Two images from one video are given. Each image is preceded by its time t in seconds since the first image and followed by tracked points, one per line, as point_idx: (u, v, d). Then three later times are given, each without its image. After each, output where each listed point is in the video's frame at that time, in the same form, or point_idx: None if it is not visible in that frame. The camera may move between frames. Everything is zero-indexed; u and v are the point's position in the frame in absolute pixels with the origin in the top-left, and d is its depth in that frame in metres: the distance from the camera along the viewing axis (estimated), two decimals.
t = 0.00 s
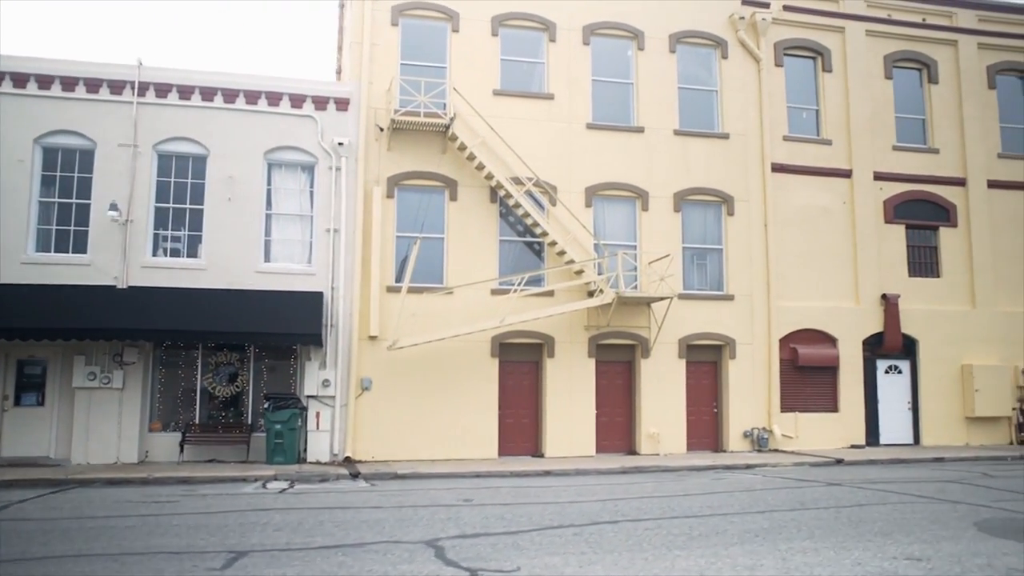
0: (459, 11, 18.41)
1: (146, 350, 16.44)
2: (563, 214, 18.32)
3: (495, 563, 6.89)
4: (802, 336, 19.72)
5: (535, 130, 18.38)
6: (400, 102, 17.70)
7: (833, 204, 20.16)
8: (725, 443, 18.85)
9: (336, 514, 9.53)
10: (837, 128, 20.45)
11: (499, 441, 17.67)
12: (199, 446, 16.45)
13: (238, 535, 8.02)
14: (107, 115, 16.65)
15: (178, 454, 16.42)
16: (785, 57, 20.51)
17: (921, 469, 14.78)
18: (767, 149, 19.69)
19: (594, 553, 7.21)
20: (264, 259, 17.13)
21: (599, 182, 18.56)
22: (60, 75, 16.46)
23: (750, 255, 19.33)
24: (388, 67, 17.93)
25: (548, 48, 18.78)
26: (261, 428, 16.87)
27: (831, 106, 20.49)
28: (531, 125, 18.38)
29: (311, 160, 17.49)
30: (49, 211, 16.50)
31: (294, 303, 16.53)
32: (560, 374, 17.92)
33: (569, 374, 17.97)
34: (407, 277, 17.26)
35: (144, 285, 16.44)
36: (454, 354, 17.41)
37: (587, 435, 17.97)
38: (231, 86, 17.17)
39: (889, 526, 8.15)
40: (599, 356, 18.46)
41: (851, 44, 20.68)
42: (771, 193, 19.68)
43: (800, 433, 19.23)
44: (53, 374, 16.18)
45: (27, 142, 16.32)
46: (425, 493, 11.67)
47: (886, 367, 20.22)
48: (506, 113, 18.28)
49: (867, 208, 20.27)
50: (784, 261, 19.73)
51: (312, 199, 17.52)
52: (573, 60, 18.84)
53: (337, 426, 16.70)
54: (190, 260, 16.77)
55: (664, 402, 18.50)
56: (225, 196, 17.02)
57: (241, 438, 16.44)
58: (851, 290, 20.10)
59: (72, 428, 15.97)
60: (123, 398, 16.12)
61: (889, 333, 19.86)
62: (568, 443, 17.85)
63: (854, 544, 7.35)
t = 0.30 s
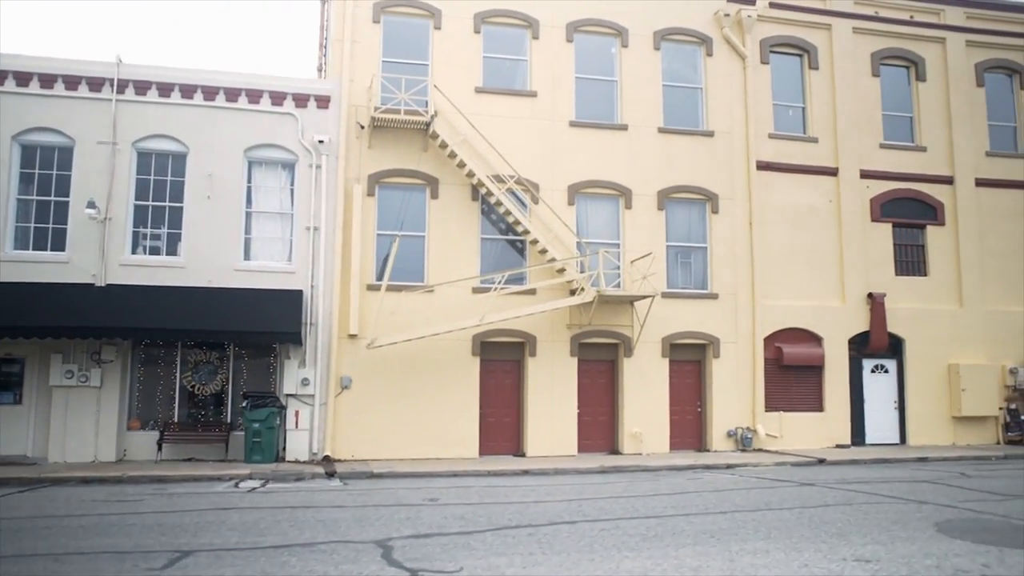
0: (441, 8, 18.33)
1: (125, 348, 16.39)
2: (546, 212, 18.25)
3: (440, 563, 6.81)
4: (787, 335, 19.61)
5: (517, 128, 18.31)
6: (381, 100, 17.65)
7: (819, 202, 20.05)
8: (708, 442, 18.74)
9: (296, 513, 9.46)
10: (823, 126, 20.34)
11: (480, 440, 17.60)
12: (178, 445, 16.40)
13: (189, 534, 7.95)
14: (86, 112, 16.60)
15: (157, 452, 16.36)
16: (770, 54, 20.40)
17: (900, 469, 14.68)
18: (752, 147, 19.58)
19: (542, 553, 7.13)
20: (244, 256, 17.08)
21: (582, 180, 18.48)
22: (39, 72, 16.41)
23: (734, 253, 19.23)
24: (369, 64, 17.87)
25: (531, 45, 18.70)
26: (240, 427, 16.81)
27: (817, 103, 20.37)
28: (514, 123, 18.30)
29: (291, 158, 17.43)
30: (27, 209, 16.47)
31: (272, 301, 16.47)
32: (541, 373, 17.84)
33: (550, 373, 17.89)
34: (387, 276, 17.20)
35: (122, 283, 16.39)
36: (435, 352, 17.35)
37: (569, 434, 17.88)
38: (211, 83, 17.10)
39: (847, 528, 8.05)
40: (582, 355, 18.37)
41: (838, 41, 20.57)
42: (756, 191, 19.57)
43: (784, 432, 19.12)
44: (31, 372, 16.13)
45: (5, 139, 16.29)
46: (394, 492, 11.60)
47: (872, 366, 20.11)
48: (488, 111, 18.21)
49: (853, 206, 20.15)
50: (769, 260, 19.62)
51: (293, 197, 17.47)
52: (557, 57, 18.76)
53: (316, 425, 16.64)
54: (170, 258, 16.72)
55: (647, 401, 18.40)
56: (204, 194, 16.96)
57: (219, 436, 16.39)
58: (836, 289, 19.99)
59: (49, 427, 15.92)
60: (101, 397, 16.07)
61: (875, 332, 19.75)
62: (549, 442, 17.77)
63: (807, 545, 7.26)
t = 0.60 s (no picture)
0: (426, 6, 18.26)
1: (106, 346, 16.34)
2: (530, 210, 18.17)
3: (391, 564, 6.74)
4: (774, 334, 19.50)
5: (502, 126, 18.24)
6: (364, 98, 17.59)
7: (806, 200, 19.95)
8: (694, 442, 18.64)
9: (262, 512, 9.39)
10: (811, 123, 20.23)
11: (463, 439, 17.53)
12: (159, 444, 16.34)
13: (147, 534, 7.88)
14: (68, 109, 16.54)
15: (138, 450, 16.31)
16: (758, 52, 20.30)
17: (882, 469, 14.58)
18: (739, 144, 19.47)
19: (499, 554, 7.05)
20: (226, 254, 17.01)
21: (567, 177, 18.40)
22: (21, 70, 16.36)
23: (721, 251, 19.13)
24: (353, 62, 17.79)
25: (516, 43, 18.62)
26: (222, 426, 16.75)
27: (805, 101, 20.27)
28: (498, 120, 18.24)
29: (274, 156, 17.37)
30: (9, 207, 16.42)
31: (254, 299, 16.41)
32: (525, 372, 17.76)
33: (535, 372, 17.81)
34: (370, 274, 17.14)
35: (103, 281, 16.33)
36: (418, 351, 17.29)
37: (553, 433, 17.81)
38: (193, 81, 17.03)
39: (811, 529, 7.96)
40: (567, 354, 18.29)
41: (826, 39, 20.47)
42: (743, 189, 19.47)
43: (771, 432, 19.02)
44: (12, 371, 16.08)
45: None
46: (367, 492, 11.53)
47: (860, 365, 20.01)
48: (473, 109, 18.15)
49: (842, 204, 20.05)
50: (756, 258, 19.51)
51: (276, 195, 17.41)
52: (542, 55, 18.69)
53: (299, 424, 16.59)
54: (151, 257, 16.66)
55: (632, 401, 18.31)
56: (186, 191, 16.90)
57: (201, 435, 16.33)
58: (824, 288, 19.88)
59: (30, 425, 15.87)
60: (82, 396, 16.02)
61: (863, 331, 19.65)
62: (533, 442, 17.69)
63: (766, 546, 7.18)
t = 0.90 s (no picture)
0: (411, 3, 18.19)
1: (87, 345, 16.29)
2: (515, 208, 18.10)
3: (342, 567, 6.68)
4: (762, 333, 19.41)
5: (486, 124, 18.18)
6: (348, 96, 17.51)
7: (794, 199, 19.86)
8: (680, 441, 18.56)
9: (227, 513, 9.32)
10: (800, 121, 20.13)
11: (447, 439, 17.47)
12: (141, 442, 16.29)
13: (104, 535, 7.83)
14: (49, 107, 16.48)
15: (120, 450, 16.25)
16: (746, 49, 20.21)
17: (865, 469, 14.48)
18: (727, 142, 19.38)
19: (453, 556, 6.98)
20: (209, 253, 16.95)
21: (552, 176, 18.33)
22: (3, 68, 16.31)
23: (708, 250, 19.04)
24: (337, 60, 17.73)
25: (501, 41, 18.55)
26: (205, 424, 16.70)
27: (794, 99, 20.17)
28: (483, 118, 18.18)
29: (257, 154, 17.30)
30: None
31: (236, 298, 16.36)
32: (510, 371, 17.70)
33: (519, 370, 17.74)
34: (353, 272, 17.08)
35: (85, 279, 16.28)
36: (401, 350, 17.24)
37: (537, 433, 17.74)
38: (175, 79, 16.95)
39: (774, 531, 7.87)
40: (552, 352, 18.22)
41: (815, 36, 20.37)
42: (731, 187, 19.37)
43: (758, 431, 18.92)
44: None
45: None
46: (341, 492, 11.47)
47: (848, 364, 19.91)
48: (458, 107, 18.09)
49: (830, 202, 19.95)
50: (743, 256, 19.42)
51: (259, 194, 17.35)
52: (527, 52, 18.61)
53: (281, 423, 16.55)
54: (133, 255, 16.60)
55: (618, 400, 18.23)
56: (169, 190, 16.83)
57: (183, 433, 16.27)
58: (812, 286, 19.78)
59: (10, 424, 15.82)
60: (63, 395, 15.97)
61: (851, 330, 19.55)
62: (518, 441, 17.62)
63: (724, 549, 7.09)
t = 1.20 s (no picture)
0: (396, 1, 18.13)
1: (70, 344, 16.25)
2: (501, 207, 18.02)
3: (293, 567, 6.62)
4: (750, 332, 19.31)
5: (472, 122, 18.12)
6: (333, 94, 17.43)
7: (783, 197, 19.75)
8: (667, 441, 18.46)
9: (193, 513, 9.27)
10: (788, 119, 20.03)
11: (432, 438, 17.42)
12: (124, 442, 16.24)
13: (62, 535, 7.79)
14: (32, 106, 16.44)
15: (102, 449, 16.20)
16: (735, 47, 20.11)
17: (848, 469, 14.37)
18: (714, 140, 19.28)
19: (406, 557, 6.92)
20: (192, 252, 16.91)
21: (538, 174, 18.26)
22: None
23: (695, 248, 18.95)
24: (321, 58, 17.68)
25: (487, 38, 18.48)
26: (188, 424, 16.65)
27: (782, 96, 20.07)
28: (469, 117, 18.11)
29: (241, 153, 17.25)
30: None
31: (218, 297, 16.31)
32: (495, 370, 17.63)
33: (504, 370, 17.67)
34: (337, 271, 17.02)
35: (67, 278, 16.24)
36: (385, 349, 17.20)
37: (522, 432, 17.66)
38: (158, 77, 16.88)
39: (737, 532, 7.78)
40: (538, 351, 18.14)
41: (804, 33, 20.27)
42: (719, 185, 19.28)
43: (745, 431, 18.82)
44: None
45: None
46: (315, 492, 11.41)
47: (837, 363, 19.80)
48: (443, 105, 18.02)
49: (818, 201, 19.84)
50: (731, 255, 19.32)
51: (243, 192, 17.30)
52: (513, 50, 18.53)
53: (264, 422, 16.52)
54: (116, 254, 16.55)
55: (604, 399, 18.14)
56: (152, 189, 16.78)
57: (166, 433, 16.21)
58: (801, 285, 19.68)
59: None
60: (45, 394, 15.93)
61: (839, 329, 19.44)
62: (502, 441, 17.55)
63: (682, 550, 7.01)
